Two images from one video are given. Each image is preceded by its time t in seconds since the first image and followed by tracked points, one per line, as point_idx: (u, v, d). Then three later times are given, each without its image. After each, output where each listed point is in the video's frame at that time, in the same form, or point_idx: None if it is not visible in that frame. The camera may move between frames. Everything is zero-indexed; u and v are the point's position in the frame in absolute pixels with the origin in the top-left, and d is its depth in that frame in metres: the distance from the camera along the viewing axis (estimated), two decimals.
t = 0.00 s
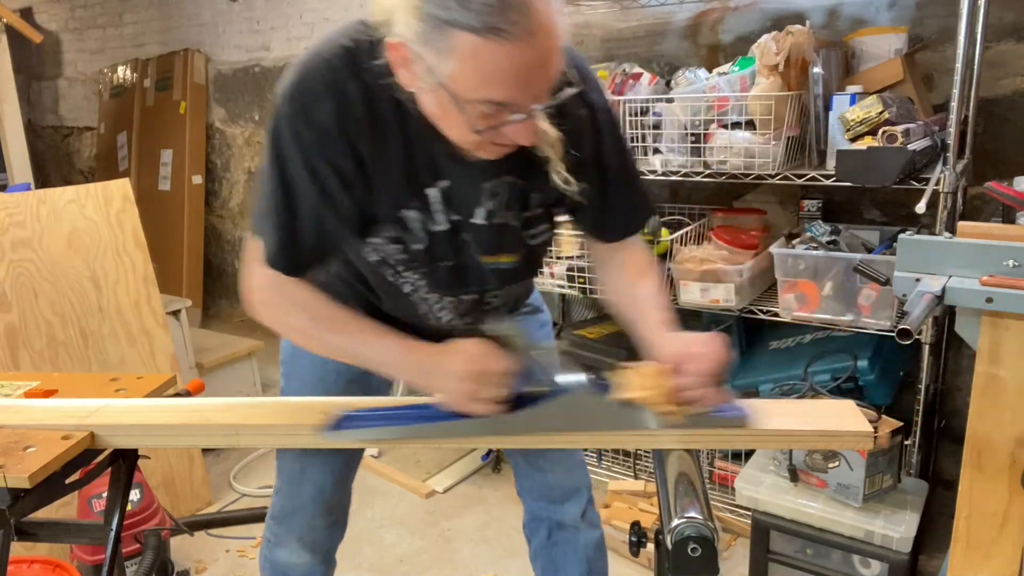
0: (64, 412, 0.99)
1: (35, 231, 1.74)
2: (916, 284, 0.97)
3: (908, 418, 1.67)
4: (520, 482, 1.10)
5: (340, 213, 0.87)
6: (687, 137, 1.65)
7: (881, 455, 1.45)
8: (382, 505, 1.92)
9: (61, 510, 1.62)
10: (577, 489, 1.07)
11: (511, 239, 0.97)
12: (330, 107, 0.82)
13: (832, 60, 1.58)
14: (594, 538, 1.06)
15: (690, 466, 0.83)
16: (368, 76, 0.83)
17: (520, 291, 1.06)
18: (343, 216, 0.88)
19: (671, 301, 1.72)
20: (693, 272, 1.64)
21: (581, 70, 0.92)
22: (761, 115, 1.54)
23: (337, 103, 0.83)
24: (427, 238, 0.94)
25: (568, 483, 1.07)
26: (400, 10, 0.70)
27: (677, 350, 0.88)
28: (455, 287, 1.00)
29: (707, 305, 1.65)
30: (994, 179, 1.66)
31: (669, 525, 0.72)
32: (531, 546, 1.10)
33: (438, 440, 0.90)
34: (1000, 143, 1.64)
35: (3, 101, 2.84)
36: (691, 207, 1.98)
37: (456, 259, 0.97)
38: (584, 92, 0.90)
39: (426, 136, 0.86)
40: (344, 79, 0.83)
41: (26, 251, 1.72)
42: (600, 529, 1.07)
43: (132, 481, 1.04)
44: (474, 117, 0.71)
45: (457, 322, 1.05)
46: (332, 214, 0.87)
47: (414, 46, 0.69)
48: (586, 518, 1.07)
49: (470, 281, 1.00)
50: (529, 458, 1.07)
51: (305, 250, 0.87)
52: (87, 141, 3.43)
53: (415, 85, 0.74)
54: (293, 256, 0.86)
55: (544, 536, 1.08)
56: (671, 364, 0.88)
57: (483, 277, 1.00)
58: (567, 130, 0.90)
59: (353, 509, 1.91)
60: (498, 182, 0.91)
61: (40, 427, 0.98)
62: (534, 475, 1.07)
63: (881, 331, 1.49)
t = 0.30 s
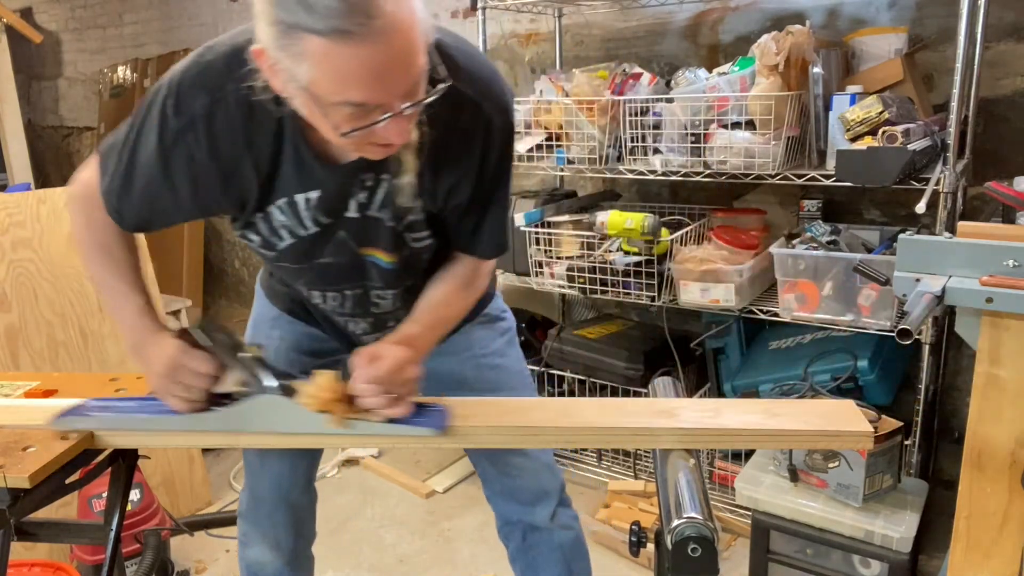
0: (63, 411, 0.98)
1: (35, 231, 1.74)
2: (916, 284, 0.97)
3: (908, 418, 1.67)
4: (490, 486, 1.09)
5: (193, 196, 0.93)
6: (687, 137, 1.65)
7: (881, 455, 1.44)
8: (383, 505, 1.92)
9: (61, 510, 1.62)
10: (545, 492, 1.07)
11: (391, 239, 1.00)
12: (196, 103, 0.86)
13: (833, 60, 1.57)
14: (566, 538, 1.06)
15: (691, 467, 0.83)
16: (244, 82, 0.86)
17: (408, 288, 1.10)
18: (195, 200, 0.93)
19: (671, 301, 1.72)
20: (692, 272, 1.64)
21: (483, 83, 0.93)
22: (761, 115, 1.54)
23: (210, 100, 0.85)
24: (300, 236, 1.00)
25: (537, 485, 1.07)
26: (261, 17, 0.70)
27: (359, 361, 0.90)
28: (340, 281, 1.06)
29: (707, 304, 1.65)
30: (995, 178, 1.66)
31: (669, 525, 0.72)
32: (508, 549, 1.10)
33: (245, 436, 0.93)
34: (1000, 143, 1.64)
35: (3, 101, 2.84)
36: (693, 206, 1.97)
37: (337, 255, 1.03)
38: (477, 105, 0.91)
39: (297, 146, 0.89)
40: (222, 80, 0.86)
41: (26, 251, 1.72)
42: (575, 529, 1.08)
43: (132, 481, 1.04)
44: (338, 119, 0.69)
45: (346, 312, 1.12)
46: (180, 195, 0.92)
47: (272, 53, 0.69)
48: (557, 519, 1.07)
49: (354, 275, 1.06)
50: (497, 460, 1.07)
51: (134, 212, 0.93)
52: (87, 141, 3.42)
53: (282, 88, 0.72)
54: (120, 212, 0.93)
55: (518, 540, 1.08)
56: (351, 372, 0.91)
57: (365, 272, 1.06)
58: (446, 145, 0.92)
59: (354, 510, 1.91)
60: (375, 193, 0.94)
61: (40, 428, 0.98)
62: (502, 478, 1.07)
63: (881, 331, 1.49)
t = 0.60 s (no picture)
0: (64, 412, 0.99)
1: (36, 231, 1.74)
2: (916, 284, 0.97)
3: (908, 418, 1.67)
4: (500, 484, 1.10)
5: (206, 208, 0.94)
6: (687, 137, 1.65)
7: (881, 455, 1.45)
8: (383, 505, 1.92)
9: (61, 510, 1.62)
10: (555, 491, 1.07)
11: (405, 243, 1.01)
12: (223, 120, 0.87)
13: (833, 60, 1.57)
14: (574, 538, 1.07)
15: (691, 467, 0.83)
16: (269, 92, 0.85)
17: (420, 291, 1.10)
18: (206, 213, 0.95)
19: (671, 301, 1.73)
20: (693, 272, 1.65)
21: (507, 93, 0.93)
22: (762, 116, 1.54)
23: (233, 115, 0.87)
24: (316, 238, 1.01)
25: (548, 484, 1.08)
26: (291, 40, 0.71)
27: (409, 365, 0.93)
28: (352, 274, 1.07)
29: (707, 305, 1.65)
30: (995, 179, 1.66)
31: (670, 525, 0.72)
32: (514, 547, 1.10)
33: (209, 431, 0.94)
34: (1001, 143, 1.64)
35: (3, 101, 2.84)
36: (693, 207, 1.98)
37: (347, 249, 1.03)
38: (501, 118, 0.91)
39: (321, 153, 0.90)
40: (248, 89, 0.86)
41: (26, 251, 1.73)
42: (582, 530, 1.08)
43: (132, 481, 1.05)
44: (370, 141, 0.71)
45: (354, 303, 1.12)
46: (193, 206, 0.93)
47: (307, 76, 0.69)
48: (566, 517, 1.08)
49: (366, 272, 1.07)
50: (507, 458, 1.07)
51: (148, 220, 0.94)
52: (86, 141, 3.42)
53: (311, 107, 0.73)
54: (129, 219, 0.93)
55: (525, 540, 1.09)
56: (399, 374, 0.94)
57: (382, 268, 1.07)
58: (469, 156, 0.93)
59: (354, 510, 1.91)
60: (392, 197, 0.95)
61: (40, 428, 0.98)
62: (513, 476, 1.08)
63: (881, 331, 1.49)
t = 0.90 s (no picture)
0: (61, 411, 0.99)
1: (36, 231, 1.75)
2: (916, 284, 0.97)
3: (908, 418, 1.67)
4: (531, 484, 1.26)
5: (393, 237, 0.89)
6: (687, 137, 1.65)
7: (881, 455, 1.45)
8: (383, 505, 1.92)
9: (61, 510, 1.62)
10: (588, 491, 1.23)
11: (525, 239, 1.09)
12: (379, 132, 0.84)
13: (833, 60, 1.58)
14: (598, 537, 1.23)
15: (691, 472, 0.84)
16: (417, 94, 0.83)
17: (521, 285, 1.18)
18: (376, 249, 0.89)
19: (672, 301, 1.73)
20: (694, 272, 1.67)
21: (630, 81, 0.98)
22: (761, 115, 1.55)
23: (394, 129, 0.84)
24: (452, 245, 1.00)
25: (579, 484, 1.23)
26: (453, 26, 0.73)
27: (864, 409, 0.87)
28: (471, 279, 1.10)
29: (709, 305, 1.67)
30: (994, 179, 1.66)
31: (670, 525, 0.72)
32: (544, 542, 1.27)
33: (203, 430, 0.93)
34: (1001, 143, 1.64)
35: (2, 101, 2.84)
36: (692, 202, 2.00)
37: (473, 255, 1.05)
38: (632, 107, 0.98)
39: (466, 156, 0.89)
40: (389, 98, 0.84)
41: (26, 251, 1.72)
42: (607, 530, 1.25)
43: (133, 481, 1.06)
44: (531, 134, 0.75)
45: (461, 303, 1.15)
46: (381, 244, 0.88)
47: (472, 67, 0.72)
48: (596, 518, 1.24)
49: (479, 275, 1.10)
50: (543, 460, 1.22)
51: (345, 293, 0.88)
52: (86, 141, 3.42)
53: (469, 103, 0.77)
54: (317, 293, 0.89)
55: (551, 536, 1.26)
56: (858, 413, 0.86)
57: (490, 266, 1.10)
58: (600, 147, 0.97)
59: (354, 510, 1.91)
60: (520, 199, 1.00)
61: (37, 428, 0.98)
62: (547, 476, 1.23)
63: (881, 332, 1.49)
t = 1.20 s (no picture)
0: (58, 412, 0.99)
1: (34, 230, 1.72)
2: (916, 284, 0.95)
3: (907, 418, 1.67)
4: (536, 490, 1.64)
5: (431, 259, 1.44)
6: (688, 137, 1.77)
7: (882, 455, 1.42)
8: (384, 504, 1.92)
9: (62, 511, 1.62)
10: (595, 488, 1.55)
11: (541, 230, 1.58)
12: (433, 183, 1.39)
13: (834, 60, 1.66)
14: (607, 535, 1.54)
15: (688, 470, 0.90)
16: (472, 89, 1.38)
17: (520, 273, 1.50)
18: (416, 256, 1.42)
19: (671, 300, 1.78)
20: (693, 271, 1.80)
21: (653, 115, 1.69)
22: (761, 115, 1.69)
23: (446, 178, 1.40)
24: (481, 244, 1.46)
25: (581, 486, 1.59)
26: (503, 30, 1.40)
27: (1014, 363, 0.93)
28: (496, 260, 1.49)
29: (707, 304, 1.82)
30: (994, 179, 1.66)
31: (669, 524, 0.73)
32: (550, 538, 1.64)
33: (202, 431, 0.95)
34: (1000, 143, 1.64)
35: None
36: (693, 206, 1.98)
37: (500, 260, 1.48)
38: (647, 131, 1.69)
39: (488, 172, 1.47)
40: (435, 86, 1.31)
41: (24, 249, 1.67)
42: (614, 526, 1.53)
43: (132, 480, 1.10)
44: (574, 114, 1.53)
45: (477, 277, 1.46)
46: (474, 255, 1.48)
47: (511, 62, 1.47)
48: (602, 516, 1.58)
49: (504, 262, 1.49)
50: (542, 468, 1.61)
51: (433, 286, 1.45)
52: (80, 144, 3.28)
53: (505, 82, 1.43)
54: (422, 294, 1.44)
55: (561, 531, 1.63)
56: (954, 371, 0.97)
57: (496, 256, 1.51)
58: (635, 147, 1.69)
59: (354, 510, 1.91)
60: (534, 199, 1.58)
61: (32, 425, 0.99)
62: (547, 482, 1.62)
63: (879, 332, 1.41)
